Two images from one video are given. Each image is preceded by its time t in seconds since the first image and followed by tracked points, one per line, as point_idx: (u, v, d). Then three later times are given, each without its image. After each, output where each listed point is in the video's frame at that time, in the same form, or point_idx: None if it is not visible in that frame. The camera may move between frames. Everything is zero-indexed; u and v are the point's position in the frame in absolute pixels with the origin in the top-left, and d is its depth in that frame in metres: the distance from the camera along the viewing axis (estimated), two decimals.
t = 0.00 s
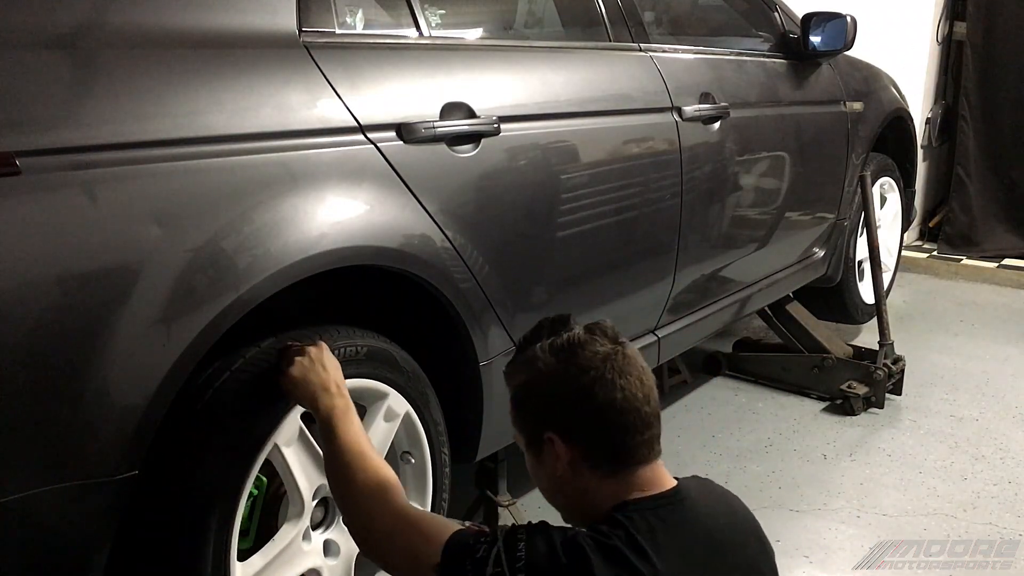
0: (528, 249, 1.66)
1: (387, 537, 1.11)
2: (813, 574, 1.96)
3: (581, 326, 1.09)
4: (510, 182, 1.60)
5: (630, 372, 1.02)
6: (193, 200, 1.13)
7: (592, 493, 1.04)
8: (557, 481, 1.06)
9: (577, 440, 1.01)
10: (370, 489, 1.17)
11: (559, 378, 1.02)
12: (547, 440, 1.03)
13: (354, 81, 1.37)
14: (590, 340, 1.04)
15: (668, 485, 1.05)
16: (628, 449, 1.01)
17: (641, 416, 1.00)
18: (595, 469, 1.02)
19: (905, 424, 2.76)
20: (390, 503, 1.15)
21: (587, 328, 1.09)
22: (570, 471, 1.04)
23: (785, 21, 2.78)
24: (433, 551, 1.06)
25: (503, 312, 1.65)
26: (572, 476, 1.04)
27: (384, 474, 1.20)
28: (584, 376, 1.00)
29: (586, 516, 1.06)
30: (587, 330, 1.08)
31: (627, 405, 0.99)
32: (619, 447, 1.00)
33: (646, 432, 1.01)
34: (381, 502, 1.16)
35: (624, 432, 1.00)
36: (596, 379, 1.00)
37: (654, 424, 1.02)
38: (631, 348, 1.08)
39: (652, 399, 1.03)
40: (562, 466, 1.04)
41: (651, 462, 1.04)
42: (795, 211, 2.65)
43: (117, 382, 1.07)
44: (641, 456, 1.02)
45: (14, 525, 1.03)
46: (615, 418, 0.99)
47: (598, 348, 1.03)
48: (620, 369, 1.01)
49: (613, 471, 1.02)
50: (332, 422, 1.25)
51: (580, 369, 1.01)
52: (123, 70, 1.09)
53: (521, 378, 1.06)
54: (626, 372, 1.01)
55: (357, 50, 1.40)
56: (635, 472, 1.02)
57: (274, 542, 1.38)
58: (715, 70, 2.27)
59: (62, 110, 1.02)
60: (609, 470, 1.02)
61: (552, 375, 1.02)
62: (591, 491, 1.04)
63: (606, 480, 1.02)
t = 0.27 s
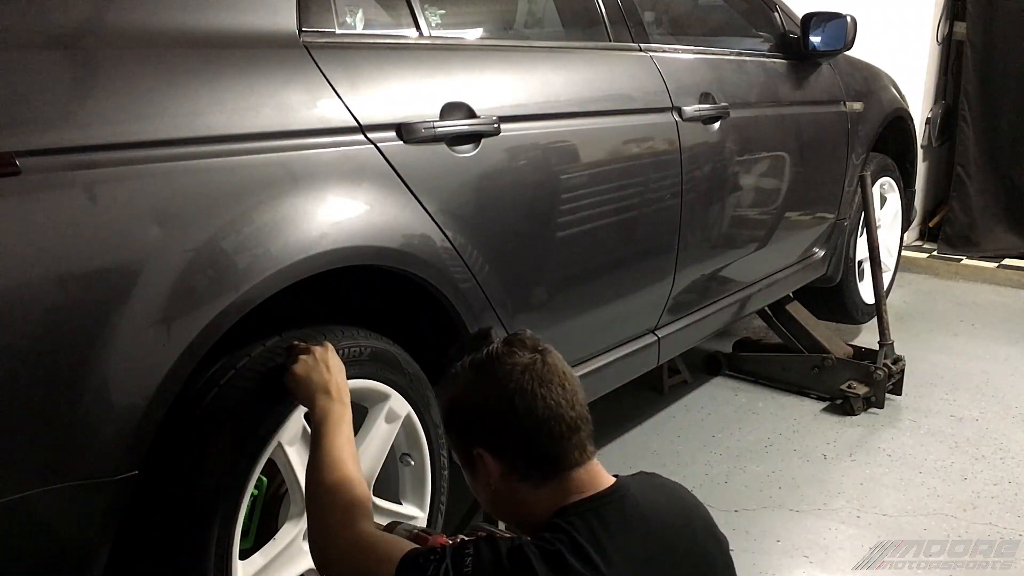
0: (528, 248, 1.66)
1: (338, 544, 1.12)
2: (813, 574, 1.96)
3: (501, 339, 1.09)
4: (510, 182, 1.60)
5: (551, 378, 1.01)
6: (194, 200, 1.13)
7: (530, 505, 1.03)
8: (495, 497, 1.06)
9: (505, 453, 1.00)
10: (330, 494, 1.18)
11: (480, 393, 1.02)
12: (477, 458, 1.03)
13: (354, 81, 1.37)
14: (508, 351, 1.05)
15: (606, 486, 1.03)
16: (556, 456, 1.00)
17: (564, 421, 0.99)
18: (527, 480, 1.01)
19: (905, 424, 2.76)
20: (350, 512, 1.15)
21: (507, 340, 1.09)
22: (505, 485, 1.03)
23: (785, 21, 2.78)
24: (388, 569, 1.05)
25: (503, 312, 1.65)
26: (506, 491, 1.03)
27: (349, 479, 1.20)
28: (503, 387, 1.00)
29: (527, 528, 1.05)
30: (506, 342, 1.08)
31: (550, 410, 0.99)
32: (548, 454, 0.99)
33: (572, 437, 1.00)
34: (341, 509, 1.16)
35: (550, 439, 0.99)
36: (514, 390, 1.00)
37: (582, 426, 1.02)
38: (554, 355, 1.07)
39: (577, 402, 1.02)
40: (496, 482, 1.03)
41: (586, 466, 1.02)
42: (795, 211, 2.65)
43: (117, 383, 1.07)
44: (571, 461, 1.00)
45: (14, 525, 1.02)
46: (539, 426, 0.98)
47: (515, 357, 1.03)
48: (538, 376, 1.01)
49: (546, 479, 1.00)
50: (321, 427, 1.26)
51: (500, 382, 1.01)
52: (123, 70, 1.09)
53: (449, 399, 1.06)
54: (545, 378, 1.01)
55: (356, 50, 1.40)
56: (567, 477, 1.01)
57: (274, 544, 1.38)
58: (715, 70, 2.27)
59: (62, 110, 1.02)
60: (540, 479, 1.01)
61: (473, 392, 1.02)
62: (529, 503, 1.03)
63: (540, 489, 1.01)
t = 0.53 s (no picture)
0: (528, 248, 1.66)
1: (344, 544, 1.12)
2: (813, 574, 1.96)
3: (505, 344, 1.09)
4: (510, 182, 1.60)
5: (557, 384, 1.01)
6: (194, 200, 1.13)
7: (537, 508, 1.03)
8: (502, 500, 1.06)
9: (513, 459, 1.00)
10: (336, 494, 1.17)
11: (486, 401, 1.01)
12: (484, 464, 1.03)
13: (354, 81, 1.37)
14: (513, 357, 1.04)
15: (614, 487, 1.04)
16: (564, 461, 1.00)
17: (571, 427, 1.00)
18: (535, 485, 1.01)
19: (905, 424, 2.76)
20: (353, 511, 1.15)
21: (511, 344, 1.09)
22: (512, 490, 1.03)
23: (785, 21, 2.78)
24: (393, 570, 1.06)
25: (503, 312, 1.66)
26: (513, 495, 1.03)
27: (353, 479, 1.19)
28: (509, 395, 1.00)
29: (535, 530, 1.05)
30: (510, 346, 1.08)
31: (557, 417, 0.99)
32: (556, 460, 1.00)
33: (579, 441, 1.01)
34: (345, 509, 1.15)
35: (558, 445, 0.99)
36: (521, 398, 1.00)
37: (589, 431, 1.02)
38: (558, 359, 1.07)
39: (583, 407, 1.03)
40: (504, 487, 1.04)
41: (594, 469, 1.03)
42: (795, 211, 2.65)
43: (117, 382, 1.07)
44: (579, 465, 1.01)
45: (14, 524, 1.03)
46: (547, 433, 0.99)
47: (519, 363, 1.03)
48: (545, 384, 1.01)
49: (553, 484, 1.01)
50: (322, 427, 1.25)
51: (506, 390, 1.01)
52: (123, 70, 1.09)
53: (453, 406, 1.06)
54: (550, 385, 1.01)
55: (356, 50, 1.40)
56: (575, 481, 1.01)
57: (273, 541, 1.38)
58: (715, 70, 2.27)
59: (62, 110, 1.02)
60: (548, 484, 1.01)
61: (479, 399, 1.02)
62: (536, 507, 1.03)
63: (548, 493, 1.02)
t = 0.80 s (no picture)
0: (528, 248, 1.66)
1: (349, 544, 1.13)
2: (813, 573, 1.96)
3: (531, 339, 1.08)
4: (510, 182, 1.60)
5: (586, 380, 1.01)
6: (194, 200, 1.13)
7: (556, 505, 1.03)
8: (522, 496, 1.05)
9: (538, 454, 1.00)
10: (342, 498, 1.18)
11: (514, 394, 1.01)
12: (507, 458, 1.02)
13: (354, 81, 1.37)
14: (543, 351, 1.04)
15: (634, 487, 1.04)
16: (588, 458, 1.00)
17: (599, 424, 1.00)
18: (558, 481, 1.01)
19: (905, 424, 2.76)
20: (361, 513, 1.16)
21: (538, 339, 1.08)
22: (532, 485, 1.03)
23: (785, 21, 2.78)
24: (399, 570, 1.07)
25: (503, 312, 1.65)
26: (534, 490, 1.03)
27: (359, 480, 1.21)
28: (538, 389, 1.00)
29: (552, 528, 1.05)
30: (538, 341, 1.07)
31: (585, 413, 0.99)
32: (581, 457, 1.00)
33: (605, 439, 1.01)
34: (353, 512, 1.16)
35: (584, 441, 0.99)
36: (550, 392, 0.99)
37: (613, 429, 1.02)
38: (585, 356, 1.07)
39: (610, 405, 1.03)
40: (525, 481, 1.03)
41: (616, 467, 1.03)
42: (795, 211, 2.65)
43: (116, 382, 1.07)
44: (602, 463, 1.01)
45: (14, 524, 1.02)
46: (575, 428, 0.98)
47: (550, 357, 1.03)
48: (574, 379, 1.00)
49: (576, 481, 1.01)
50: (323, 429, 1.26)
51: (535, 384, 1.00)
52: (123, 70, 1.09)
53: (477, 398, 1.05)
54: (580, 380, 1.01)
55: (356, 50, 1.40)
56: (597, 479, 1.01)
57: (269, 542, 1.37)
58: (715, 70, 2.27)
59: (62, 110, 1.02)
60: (571, 481, 1.01)
61: (506, 392, 1.01)
62: (556, 504, 1.03)
63: (570, 490, 1.01)
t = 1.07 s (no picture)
0: (528, 248, 1.66)
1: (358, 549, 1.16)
2: (813, 573, 1.96)
3: (549, 314, 1.09)
4: (510, 182, 1.60)
5: (601, 355, 1.02)
6: (194, 200, 1.13)
7: (568, 479, 1.03)
8: (534, 470, 1.05)
9: (553, 425, 1.00)
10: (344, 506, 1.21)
11: (531, 365, 1.01)
12: (521, 428, 1.02)
13: (354, 81, 1.37)
14: (560, 326, 1.04)
15: (644, 466, 1.04)
16: (602, 432, 1.00)
17: (614, 398, 1.00)
18: (572, 454, 1.01)
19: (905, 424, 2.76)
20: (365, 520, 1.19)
21: (555, 315, 1.09)
22: (546, 459, 1.03)
23: (785, 21, 2.78)
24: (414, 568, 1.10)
25: (503, 312, 1.66)
26: (547, 464, 1.03)
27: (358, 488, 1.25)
28: (555, 360, 1.00)
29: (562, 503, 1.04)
30: (555, 317, 1.08)
31: (601, 387, 0.99)
32: (596, 430, 1.00)
33: (620, 415, 1.01)
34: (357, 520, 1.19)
35: (598, 415, 0.99)
36: (566, 364, 1.00)
37: (628, 406, 1.02)
38: (601, 333, 1.08)
39: (625, 382, 1.03)
40: (538, 454, 1.03)
41: (628, 445, 1.03)
42: (795, 211, 2.65)
43: (117, 382, 1.07)
44: (615, 439, 1.01)
45: (14, 524, 1.03)
46: (589, 401, 0.99)
47: (567, 332, 1.03)
48: (591, 353, 1.01)
49: (589, 455, 1.01)
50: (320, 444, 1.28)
51: (551, 355, 1.01)
52: (124, 70, 1.09)
53: (494, 369, 1.05)
54: (596, 355, 1.01)
55: (356, 50, 1.40)
56: (610, 454, 1.01)
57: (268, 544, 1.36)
58: (715, 70, 2.27)
59: (62, 110, 1.02)
60: (584, 455, 1.01)
61: (523, 362, 1.02)
62: (567, 478, 1.03)
63: (582, 465, 1.01)
